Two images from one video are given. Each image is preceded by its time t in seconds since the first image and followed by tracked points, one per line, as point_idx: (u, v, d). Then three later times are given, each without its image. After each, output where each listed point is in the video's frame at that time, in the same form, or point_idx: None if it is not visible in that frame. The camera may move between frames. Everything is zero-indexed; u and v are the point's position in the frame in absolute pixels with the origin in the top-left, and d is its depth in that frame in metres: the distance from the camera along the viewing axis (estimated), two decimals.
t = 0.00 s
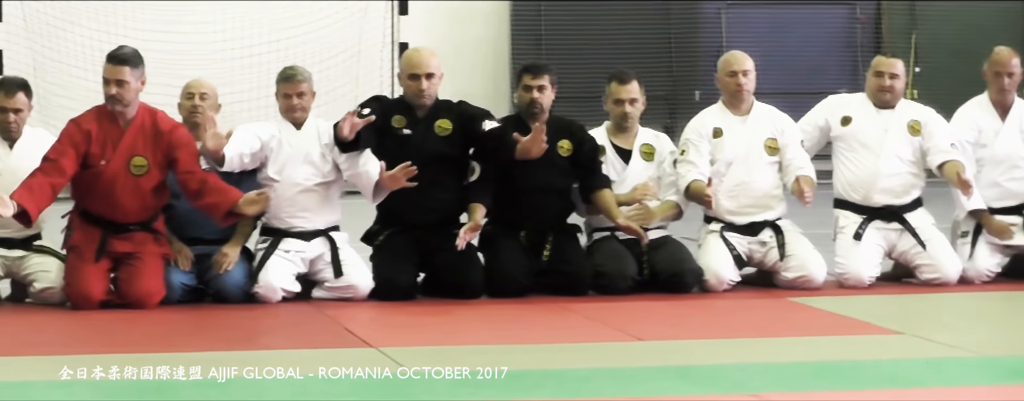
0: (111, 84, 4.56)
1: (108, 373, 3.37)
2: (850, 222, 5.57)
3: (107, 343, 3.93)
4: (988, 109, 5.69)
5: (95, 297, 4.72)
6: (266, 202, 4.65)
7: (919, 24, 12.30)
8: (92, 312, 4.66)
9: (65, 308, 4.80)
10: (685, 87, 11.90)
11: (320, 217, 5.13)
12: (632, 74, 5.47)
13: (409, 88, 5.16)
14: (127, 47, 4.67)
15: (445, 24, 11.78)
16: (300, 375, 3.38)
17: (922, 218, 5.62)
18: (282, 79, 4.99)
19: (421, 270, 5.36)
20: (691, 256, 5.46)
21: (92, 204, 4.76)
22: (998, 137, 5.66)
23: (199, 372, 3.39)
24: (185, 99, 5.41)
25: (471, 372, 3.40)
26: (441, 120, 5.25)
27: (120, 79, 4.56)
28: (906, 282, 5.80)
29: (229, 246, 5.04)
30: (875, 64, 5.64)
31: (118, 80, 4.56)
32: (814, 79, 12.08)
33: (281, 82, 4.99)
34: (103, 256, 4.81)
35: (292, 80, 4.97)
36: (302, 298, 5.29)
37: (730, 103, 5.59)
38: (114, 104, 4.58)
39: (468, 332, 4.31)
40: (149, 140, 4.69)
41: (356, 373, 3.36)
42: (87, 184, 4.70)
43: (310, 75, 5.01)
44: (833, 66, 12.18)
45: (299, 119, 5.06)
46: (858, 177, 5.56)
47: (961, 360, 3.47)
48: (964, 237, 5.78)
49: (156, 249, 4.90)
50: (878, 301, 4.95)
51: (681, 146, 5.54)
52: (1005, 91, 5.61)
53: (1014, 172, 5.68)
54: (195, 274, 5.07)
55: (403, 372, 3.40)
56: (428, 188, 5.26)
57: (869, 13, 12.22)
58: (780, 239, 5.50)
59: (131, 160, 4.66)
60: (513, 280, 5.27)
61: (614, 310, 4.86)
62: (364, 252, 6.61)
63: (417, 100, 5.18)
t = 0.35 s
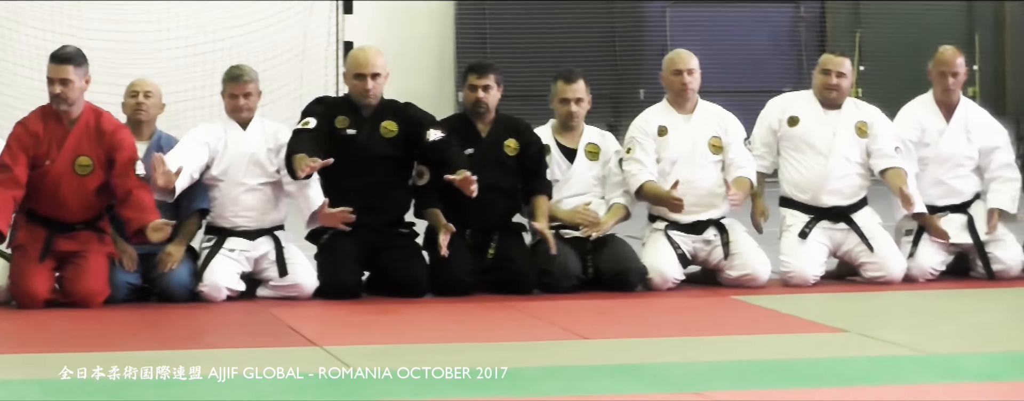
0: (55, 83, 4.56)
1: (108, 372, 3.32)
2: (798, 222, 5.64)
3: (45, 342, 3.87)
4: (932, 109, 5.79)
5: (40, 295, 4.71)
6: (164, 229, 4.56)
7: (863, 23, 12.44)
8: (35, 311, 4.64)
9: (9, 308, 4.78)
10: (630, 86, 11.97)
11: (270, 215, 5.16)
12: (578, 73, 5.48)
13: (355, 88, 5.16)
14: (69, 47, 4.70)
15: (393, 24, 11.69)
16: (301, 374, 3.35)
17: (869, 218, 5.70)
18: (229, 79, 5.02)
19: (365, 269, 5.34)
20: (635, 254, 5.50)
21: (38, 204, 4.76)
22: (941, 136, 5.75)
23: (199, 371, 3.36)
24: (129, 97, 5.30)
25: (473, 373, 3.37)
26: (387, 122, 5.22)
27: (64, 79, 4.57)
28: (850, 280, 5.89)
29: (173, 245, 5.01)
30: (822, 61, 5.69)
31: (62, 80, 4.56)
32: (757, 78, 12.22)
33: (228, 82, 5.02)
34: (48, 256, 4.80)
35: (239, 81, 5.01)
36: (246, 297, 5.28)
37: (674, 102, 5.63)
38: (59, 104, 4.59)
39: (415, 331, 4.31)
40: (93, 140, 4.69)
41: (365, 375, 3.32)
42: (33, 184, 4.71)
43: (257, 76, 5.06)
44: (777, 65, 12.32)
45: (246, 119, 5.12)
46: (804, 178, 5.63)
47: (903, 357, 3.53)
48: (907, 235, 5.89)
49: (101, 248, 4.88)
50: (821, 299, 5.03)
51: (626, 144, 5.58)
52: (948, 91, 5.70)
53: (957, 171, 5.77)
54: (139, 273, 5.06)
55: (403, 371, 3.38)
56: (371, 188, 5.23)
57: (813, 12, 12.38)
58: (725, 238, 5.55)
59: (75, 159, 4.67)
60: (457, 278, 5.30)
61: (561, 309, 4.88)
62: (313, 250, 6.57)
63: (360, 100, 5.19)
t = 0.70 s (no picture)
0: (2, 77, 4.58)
1: (109, 372, 3.29)
2: (741, 219, 5.71)
3: None
4: (874, 107, 5.88)
5: None
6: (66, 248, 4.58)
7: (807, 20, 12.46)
8: None
9: None
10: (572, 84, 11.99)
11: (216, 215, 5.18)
12: (523, 71, 5.49)
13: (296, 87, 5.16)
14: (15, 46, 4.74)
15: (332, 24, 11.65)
16: (301, 373, 3.31)
17: (812, 215, 5.79)
18: (171, 78, 5.02)
19: (307, 267, 5.33)
20: (576, 253, 5.51)
21: None
22: (882, 134, 5.84)
23: (199, 371, 3.32)
24: (72, 96, 5.22)
25: (474, 373, 3.34)
26: (327, 122, 5.23)
27: (10, 73, 4.60)
28: (791, 277, 5.97)
29: (115, 243, 5.06)
30: (761, 59, 5.75)
31: (8, 74, 4.60)
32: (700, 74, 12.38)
33: (171, 81, 5.01)
34: None
35: (181, 79, 5.00)
36: (188, 295, 5.25)
37: (617, 99, 5.67)
38: (3, 99, 4.61)
39: (358, 328, 4.28)
40: (35, 139, 4.72)
41: (370, 376, 3.30)
42: None
43: (200, 74, 5.05)
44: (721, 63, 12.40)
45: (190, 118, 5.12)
46: (745, 176, 5.71)
47: (842, 355, 3.57)
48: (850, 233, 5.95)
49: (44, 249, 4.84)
50: (761, 297, 5.09)
51: (570, 140, 5.58)
52: (890, 89, 5.78)
53: (898, 169, 5.85)
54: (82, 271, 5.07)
55: (403, 371, 3.36)
56: (312, 187, 5.24)
57: (755, 10, 12.39)
58: (667, 235, 5.60)
59: (17, 158, 4.69)
60: (398, 276, 5.27)
61: (503, 307, 4.88)
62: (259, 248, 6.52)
63: (303, 99, 5.18)
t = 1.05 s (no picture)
0: None
1: (108, 372, 3.30)
2: (683, 218, 5.75)
3: None
4: (817, 107, 5.93)
5: None
6: None
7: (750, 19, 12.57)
8: None
9: None
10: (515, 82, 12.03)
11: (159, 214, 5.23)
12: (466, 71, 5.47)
13: (238, 86, 5.16)
14: None
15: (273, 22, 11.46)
16: (301, 373, 3.28)
17: (755, 214, 5.84)
18: (116, 78, 5.04)
19: (251, 266, 5.33)
20: (519, 252, 5.50)
21: None
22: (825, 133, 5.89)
23: (199, 371, 3.30)
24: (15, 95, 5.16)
25: (474, 373, 3.31)
26: (269, 121, 5.23)
27: None
28: (734, 275, 6.03)
29: (58, 242, 5.09)
30: (700, 57, 5.77)
31: None
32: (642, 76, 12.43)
33: (115, 80, 5.04)
34: None
35: (126, 79, 5.03)
36: (131, 294, 5.26)
37: (561, 97, 5.66)
38: None
39: (302, 327, 4.26)
40: None
41: (371, 376, 3.27)
42: None
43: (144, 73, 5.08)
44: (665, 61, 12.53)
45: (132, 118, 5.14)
46: (688, 176, 5.75)
47: (784, 354, 3.60)
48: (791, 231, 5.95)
49: None
50: (705, 295, 5.14)
51: (514, 138, 5.58)
52: (832, 86, 5.84)
53: (843, 169, 5.89)
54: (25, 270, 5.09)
55: (403, 372, 3.31)
56: (254, 186, 5.23)
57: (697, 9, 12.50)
58: (609, 234, 5.59)
59: None
60: (340, 274, 5.24)
61: (447, 305, 4.87)
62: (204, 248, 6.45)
63: (245, 98, 5.18)
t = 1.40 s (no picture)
0: None
1: (108, 371, 3.24)
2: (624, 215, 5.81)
3: None
4: (757, 104, 5.96)
5: None
6: None
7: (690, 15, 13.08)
8: None
9: None
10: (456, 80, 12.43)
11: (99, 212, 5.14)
12: (407, 68, 5.44)
13: (178, 85, 5.09)
14: None
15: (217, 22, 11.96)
16: (301, 373, 3.26)
17: (695, 211, 5.89)
18: (58, 76, 4.95)
19: (190, 263, 5.25)
20: (460, 249, 5.51)
21: None
22: (765, 130, 5.93)
23: (199, 370, 3.26)
24: None
25: (475, 373, 3.27)
26: (208, 119, 5.19)
27: None
28: (674, 272, 6.08)
29: None
30: (637, 54, 5.81)
31: None
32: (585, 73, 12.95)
33: (57, 78, 4.95)
34: None
35: (67, 77, 4.94)
36: (72, 291, 5.19)
37: (502, 95, 5.67)
38: None
39: (244, 323, 4.22)
40: None
41: (371, 376, 3.23)
42: None
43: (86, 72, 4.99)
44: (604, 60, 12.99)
45: (75, 115, 5.06)
46: (626, 175, 5.81)
47: (725, 352, 3.63)
48: (732, 228, 5.98)
49: None
50: (646, 292, 5.18)
51: (455, 135, 5.58)
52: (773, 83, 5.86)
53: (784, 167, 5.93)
54: None
55: (403, 371, 3.29)
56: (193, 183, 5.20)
57: (639, 7, 13.07)
58: (549, 231, 5.60)
59: None
60: (280, 271, 5.22)
61: (389, 302, 4.86)
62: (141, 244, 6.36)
63: (186, 96, 5.12)
